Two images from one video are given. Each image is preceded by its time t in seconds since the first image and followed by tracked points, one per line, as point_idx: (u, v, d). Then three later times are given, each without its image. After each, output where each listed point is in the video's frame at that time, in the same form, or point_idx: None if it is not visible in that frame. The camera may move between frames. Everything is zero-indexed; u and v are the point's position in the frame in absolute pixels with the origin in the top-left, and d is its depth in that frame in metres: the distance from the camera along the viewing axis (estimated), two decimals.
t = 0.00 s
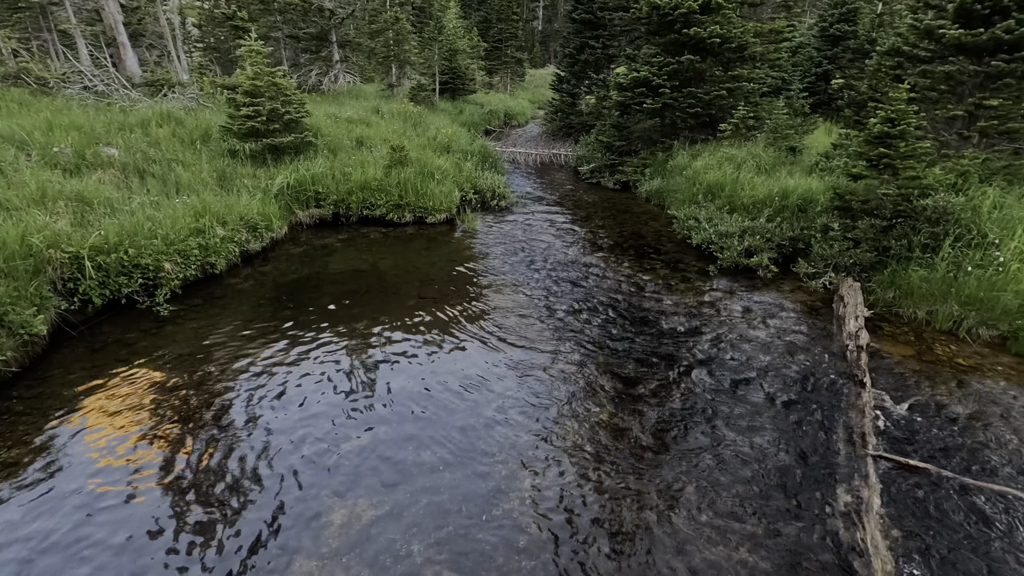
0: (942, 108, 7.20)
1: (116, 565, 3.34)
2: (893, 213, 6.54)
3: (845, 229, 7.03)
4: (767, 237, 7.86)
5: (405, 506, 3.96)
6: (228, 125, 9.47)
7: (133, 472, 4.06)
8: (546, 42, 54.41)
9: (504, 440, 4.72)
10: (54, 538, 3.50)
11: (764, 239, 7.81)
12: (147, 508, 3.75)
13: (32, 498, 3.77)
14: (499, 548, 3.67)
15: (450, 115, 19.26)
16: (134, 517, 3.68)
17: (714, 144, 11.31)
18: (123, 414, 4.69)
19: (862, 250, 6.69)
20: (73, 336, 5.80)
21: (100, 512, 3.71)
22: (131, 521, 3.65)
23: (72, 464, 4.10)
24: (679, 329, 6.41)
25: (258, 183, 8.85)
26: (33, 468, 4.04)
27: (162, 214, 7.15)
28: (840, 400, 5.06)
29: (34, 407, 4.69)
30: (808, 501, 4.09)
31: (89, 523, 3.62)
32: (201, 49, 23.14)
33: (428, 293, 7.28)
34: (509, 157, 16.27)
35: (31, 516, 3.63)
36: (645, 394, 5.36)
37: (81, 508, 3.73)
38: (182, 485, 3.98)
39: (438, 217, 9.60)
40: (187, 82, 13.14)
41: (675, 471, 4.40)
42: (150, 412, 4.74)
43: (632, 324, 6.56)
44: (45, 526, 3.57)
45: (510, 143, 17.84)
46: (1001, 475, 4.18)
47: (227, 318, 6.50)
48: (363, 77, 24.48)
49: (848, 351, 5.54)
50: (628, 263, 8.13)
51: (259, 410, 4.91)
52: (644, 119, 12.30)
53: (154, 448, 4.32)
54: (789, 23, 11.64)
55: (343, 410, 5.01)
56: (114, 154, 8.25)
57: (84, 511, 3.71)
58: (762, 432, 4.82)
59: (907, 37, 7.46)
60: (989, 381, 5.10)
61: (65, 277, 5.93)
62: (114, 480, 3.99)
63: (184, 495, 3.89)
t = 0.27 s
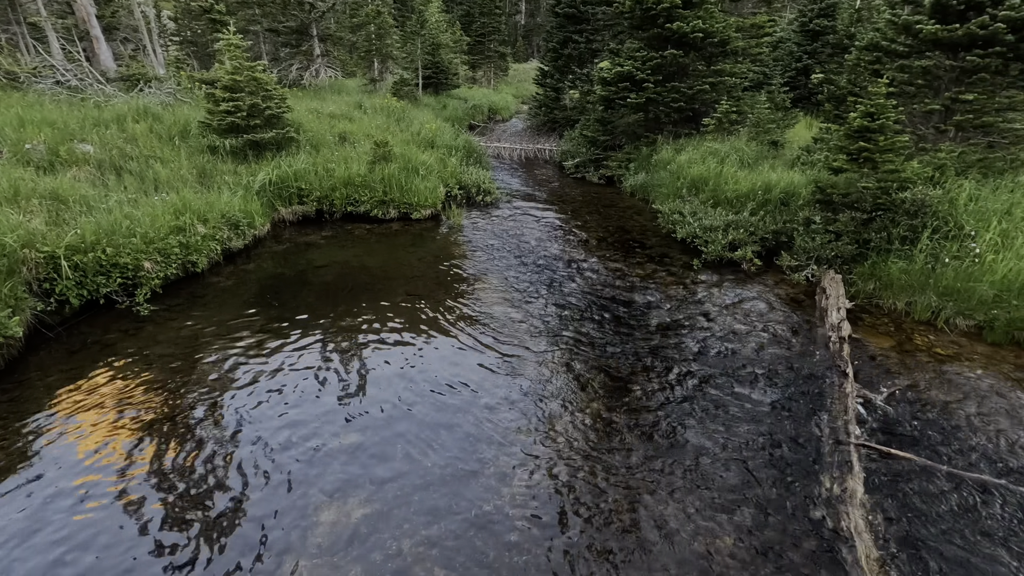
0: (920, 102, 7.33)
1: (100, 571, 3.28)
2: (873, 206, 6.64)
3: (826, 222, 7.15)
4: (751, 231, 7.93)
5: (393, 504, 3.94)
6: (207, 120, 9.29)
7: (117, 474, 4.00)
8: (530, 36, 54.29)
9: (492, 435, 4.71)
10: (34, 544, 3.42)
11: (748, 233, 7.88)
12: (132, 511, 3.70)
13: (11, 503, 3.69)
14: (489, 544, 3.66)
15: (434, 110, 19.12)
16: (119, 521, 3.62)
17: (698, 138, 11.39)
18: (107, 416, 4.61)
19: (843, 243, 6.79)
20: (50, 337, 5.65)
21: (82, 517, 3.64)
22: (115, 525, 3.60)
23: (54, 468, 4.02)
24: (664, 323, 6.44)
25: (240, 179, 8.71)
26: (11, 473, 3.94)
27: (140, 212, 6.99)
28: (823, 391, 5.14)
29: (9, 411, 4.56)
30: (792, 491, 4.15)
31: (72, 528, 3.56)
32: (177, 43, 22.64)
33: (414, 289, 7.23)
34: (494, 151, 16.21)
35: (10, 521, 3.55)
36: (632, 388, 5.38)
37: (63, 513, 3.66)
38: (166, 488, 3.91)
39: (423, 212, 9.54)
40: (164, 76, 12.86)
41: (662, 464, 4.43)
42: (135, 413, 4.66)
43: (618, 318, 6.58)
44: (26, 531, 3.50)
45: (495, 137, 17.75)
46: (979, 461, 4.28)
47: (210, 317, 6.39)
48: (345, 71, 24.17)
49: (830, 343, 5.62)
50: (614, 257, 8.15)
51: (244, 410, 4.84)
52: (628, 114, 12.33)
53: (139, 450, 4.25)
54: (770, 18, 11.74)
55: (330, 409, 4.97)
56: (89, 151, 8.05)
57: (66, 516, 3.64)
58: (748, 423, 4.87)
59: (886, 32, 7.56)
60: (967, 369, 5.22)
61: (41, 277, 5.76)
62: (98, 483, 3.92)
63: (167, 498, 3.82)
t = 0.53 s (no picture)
0: (894, 97, 7.47)
1: None
2: (850, 199, 6.74)
3: (806, 215, 7.20)
4: (732, 224, 8.00)
5: (381, 502, 3.91)
6: (182, 116, 9.09)
7: (97, 476, 3.90)
8: (512, 32, 54.19)
9: (478, 431, 4.70)
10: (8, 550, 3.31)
11: (729, 227, 7.96)
12: (112, 513, 3.61)
13: None
14: (477, 540, 3.65)
15: (415, 105, 18.95)
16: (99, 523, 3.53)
17: (679, 133, 11.46)
18: (85, 416, 4.50)
19: (822, 235, 6.89)
20: (22, 340, 5.46)
21: (59, 522, 3.53)
22: (95, 528, 3.51)
23: (29, 471, 3.91)
24: (648, 316, 6.48)
25: (218, 176, 8.54)
26: None
27: (115, 211, 6.80)
28: (804, 381, 5.22)
29: None
30: (776, 479, 4.21)
31: (49, 531, 3.46)
32: (150, 37, 22.08)
33: (398, 286, 7.17)
34: (476, 147, 16.11)
35: None
36: (617, 381, 5.40)
37: (39, 516, 3.56)
38: (146, 491, 3.82)
39: (405, 209, 9.46)
40: (137, 72, 12.54)
41: (648, 456, 4.46)
42: (115, 414, 4.56)
43: (603, 312, 6.60)
44: None
45: (477, 133, 17.68)
46: (955, 447, 4.38)
47: (189, 317, 6.25)
48: (325, 67, 23.84)
49: (811, 333, 5.71)
50: (598, 252, 8.17)
51: (226, 410, 4.75)
52: (610, 109, 12.37)
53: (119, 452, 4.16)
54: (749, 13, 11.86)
55: (314, 407, 4.90)
56: (60, 148, 7.82)
57: (42, 521, 3.53)
58: (732, 414, 4.92)
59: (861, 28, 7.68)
60: (942, 359, 5.34)
61: (12, 278, 5.50)
62: (76, 485, 3.82)
63: (148, 501, 3.73)
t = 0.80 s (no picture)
0: (870, 91, 7.60)
1: None
2: (828, 192, 6.82)
3: (785, 208, 7.27)
4: (713, 218, 8.07)
5: (367, 502, 3.87)
6: (156, 112, 8.88)
7: (73, 480, 3.80)
8: (492, 27, 54.09)
9: (464, 427, 4.67)
10: None
11: (710, 220, 8.03)
12: (92, 518, 3.52)
13: None
14: (465, 537, 3.64)
15: (396, 101, 18.76)
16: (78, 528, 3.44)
17: (660, 128, 11.53)
18: (61, 419, 4.38)
19: (801, 228, 6.99)
20: None
21: (34, 528, 3.42)
22: (73, 534, 3.41)
23: (5, 474, 3.79)
24: (632, 310, 6.51)
25: (194, 174, 8.37)
26: None
27: (87, 209, 6.61)
28: (786, 372, 5.30)
29: None
30: (760, 469, 4.26)
31: (26, 536, 3.37)
32: (121, 31, 21.50)
33: (381, 283, 7.10)
34: (458, 141, 15.97)
35: None
36: (602, 375, 5.42)
37: (16, 522, 3.47)
38: (126, 495, 3.72)
39: (387, 205, 9.38)
40: (108, 66, 12.20)
41: (634, 449, 4.48)
42: (93, 416, 4.44)
43: (587, 306, 6.62)
44: None
45: (458, 128, 17.55)
46: (931, 434, 4.50)
47: (167, 317, 6.10)
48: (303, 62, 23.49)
49: (791, 325, 5.79)
50: (581, 247, 8.19)
51: (207, 411, 4.66)
52: (591, 104, 12.41)
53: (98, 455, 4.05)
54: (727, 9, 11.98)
55: (298, 406, 4.82)
56: (28, 145, 7.58)
57: (17, 527, 3.42)
58: (716, 406, 4.97)
59: (837, 23, 7.79)
60: (917, 347, 5.47)
61: None
62: (53, 489, 3.72)
63: (128, 506, 3.64)
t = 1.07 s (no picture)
0: (846, 86, 7.73)
1: None
2: (806, 185, 6.92)
3: (765, 202, 7.37)
4: (694, 212, 8.13)
5: (353, 500, 3.85)
6: (129, 108, 8.65)
7: (49, 487, 3.68)
8: (473, 22, 53.79)
9: (450, 423, 4.66)
10: None
11: (692, 214, 8.09)
12: (71, 524, 3.43)
13: None
14: (453, 533, 3.64)
15: (376, 96, 18.54)
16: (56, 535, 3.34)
17: (641, 122, 11.58)
18: (37, 424, 4.25)
19: (780, 221, 7.08)
20: None
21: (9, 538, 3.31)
22: (51, 541, 3.31)
23: None
24: (616, 304, 6.54)
25: (170, 171, 8.19)
26: None
27: (59, 208, 6.42)
28: (766, 363, 5.38)
29: None
30: (742, 459, 4.32)
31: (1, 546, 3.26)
32: (89, 24, 20.83)
33: (364, 280, 7.03)
34: (439, 136, 15.75)
35: None
36: (586, 369, 5.44)
37: None
38: (104, 500, 3.62)
39: (369, 202, 9.29)
40: (76, 61, 11.84)
41: (619, 441, 4.52)
42: (71, 421, 4.32)
43: (571, 301, 6.64)
44: None
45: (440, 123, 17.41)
46: (907, 420, 4.60)
47: (144, 318, 5.96)
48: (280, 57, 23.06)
49: (772, 317, 5.88)
50: (564, 242, 8.20)
51: (187, 413, 4.57)
52: (573, 99, 12.43)
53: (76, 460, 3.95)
54: (706, 4, 12.08)
55: (281, 406, 4.77)
56: None
57: None
58: (698, 397, 5.03)
59: (813, 18, 7.89)
60: (894, 337, 5.59)
61: None
62: (28, 496, 3.60)
63: (107, 511, 3.55)
